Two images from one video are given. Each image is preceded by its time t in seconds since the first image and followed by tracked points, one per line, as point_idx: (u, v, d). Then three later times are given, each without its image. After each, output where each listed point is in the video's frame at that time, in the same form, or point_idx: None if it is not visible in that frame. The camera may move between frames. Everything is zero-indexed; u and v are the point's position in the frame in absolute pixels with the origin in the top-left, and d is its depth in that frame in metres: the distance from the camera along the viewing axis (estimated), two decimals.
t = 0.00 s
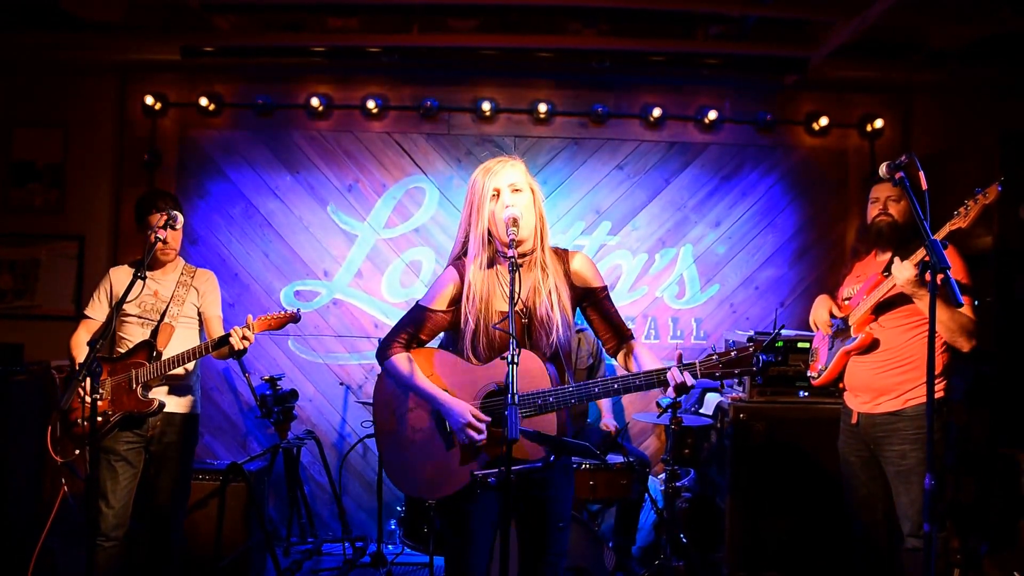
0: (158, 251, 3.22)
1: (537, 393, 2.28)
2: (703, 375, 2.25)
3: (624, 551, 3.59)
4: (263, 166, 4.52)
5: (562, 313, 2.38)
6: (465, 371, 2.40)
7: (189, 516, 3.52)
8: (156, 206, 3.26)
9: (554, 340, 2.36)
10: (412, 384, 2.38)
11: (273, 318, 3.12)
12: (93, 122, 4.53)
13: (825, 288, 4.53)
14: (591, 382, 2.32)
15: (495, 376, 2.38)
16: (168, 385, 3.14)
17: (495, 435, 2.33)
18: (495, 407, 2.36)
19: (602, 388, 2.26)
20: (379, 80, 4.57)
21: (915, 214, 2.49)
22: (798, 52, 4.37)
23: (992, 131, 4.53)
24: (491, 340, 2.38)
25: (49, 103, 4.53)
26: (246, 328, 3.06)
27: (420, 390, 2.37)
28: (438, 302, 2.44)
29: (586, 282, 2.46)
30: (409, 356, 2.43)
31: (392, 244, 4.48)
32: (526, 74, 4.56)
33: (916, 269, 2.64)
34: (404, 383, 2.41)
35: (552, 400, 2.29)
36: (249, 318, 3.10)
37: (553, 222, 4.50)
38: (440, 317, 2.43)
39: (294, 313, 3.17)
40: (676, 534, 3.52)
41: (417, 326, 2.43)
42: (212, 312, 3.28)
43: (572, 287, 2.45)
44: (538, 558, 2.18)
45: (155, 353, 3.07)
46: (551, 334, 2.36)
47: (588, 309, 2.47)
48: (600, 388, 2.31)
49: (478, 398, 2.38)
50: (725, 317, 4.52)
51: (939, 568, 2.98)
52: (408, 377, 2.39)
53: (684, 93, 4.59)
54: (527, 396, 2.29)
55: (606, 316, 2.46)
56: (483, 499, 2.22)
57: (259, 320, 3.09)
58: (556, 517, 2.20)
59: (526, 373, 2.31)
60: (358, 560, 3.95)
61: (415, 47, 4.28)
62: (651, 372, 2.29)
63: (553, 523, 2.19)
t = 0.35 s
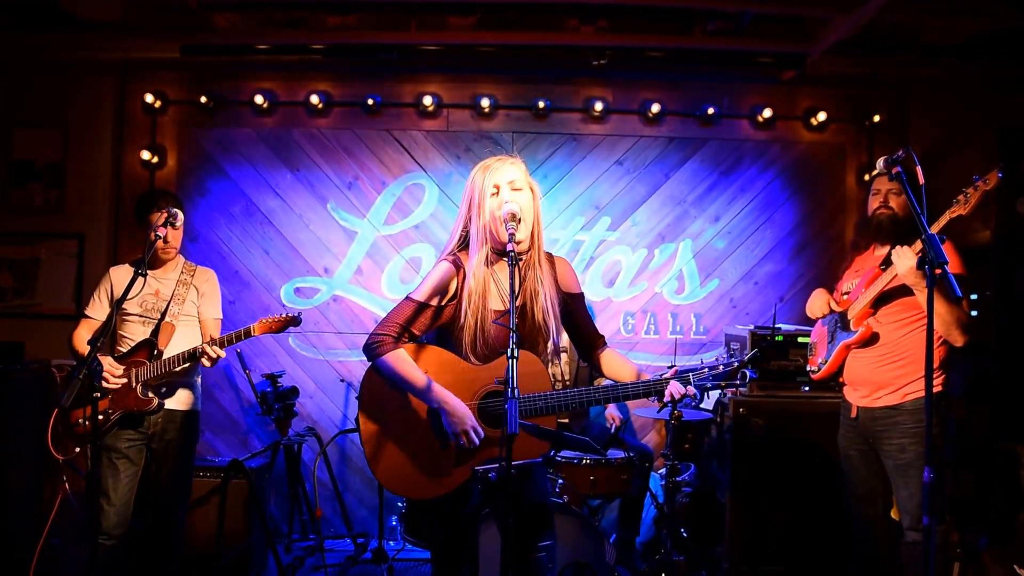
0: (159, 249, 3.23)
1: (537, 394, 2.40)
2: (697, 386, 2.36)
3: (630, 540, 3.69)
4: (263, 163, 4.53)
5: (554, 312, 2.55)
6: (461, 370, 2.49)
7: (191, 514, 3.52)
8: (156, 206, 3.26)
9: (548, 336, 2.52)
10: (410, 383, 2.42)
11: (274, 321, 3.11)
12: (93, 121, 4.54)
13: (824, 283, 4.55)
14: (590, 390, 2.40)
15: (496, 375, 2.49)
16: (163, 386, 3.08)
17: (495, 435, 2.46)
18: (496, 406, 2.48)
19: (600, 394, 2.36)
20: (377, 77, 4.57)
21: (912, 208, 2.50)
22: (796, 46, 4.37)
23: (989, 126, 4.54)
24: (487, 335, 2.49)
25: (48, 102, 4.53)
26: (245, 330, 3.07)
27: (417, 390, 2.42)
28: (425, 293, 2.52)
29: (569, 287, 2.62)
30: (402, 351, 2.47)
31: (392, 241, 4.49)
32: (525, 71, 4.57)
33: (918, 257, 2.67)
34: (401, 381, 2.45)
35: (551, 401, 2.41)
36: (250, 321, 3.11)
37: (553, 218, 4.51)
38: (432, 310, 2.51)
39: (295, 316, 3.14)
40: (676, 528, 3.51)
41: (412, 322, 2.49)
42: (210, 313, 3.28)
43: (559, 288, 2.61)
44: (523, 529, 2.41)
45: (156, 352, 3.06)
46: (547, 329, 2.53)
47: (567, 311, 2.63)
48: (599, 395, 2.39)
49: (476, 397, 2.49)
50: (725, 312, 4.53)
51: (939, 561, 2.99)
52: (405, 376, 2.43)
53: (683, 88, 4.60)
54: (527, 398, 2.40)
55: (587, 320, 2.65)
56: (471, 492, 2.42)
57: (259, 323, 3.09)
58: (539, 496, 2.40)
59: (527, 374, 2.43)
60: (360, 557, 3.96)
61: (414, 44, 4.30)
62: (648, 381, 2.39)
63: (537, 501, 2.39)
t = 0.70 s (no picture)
0: (159, 247, 3.23)
1: (548, 381, 2.35)
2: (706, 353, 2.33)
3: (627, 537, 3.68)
4: (263, 160, 4.53)
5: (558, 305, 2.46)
6: (465, 367, 2.43)
7: (192, 511, 3.53)
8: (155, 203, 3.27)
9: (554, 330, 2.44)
10: (417, 390, 2.32)
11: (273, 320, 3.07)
12: (92, 120, 4.55)
13: (822, 278, 4.56)
14: (603, 366, 2.35)
15: (496, 369, 2.43)
16: (161, 385, 3.10)
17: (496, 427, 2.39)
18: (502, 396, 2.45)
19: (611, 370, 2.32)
20: (376, 74, 4.59)
21: (909, 202, 2.51)
22: (793, 42, 4.38)
23: (986, 121, 4.56)
24: (491, 335, 2.42)
25: (47, 100, 4.54)
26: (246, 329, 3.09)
27: (426, 397, 2.31)
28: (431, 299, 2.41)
29: (565, 276, 2.53)
30: (408, 358, 2.37)
31: (391, 238, 4.50)
32: (522, 68, 4.58)
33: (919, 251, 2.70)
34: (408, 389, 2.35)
35: (562, 387, 2.35)
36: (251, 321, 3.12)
37: (552, 214, 4.52)
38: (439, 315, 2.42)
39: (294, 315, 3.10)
40: (676, 523, 3.51)
41: (417, 326, 2.39)
42: (210, 311, 3.29)
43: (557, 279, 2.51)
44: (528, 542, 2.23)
45: (156, 350, 3.07)
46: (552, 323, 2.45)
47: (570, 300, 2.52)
48: (612, 370, 2.34)
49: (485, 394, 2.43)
50: (725, 307, 4.54)
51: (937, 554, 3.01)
52: (411, 383, 2.33)
53: (681, 84, 4.62)
54: (535, 386, 2.35)
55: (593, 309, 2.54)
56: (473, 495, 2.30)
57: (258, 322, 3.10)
58: (544, 499, 2.25)
59: (533, 363, 2.38)
60: (361, 553, 3.97)
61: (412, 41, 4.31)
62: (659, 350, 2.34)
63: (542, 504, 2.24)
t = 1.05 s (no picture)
0: (160, 245, 3.24)
1: (555, 376, 2.31)
2: (715, 343, 2.27)
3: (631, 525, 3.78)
4: (262, 159, 4.54)
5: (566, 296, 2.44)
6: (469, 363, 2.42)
7: (193, 509, 3.55)
8: (154, 201, 3.27)
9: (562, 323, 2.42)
10: (421, 389, 2.34)
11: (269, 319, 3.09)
12: (92, 119, 4.55)
13: (820, 275, 4.57)
14: (607, 361, 2.34)
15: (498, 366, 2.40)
16: (161, 383, 3.11)
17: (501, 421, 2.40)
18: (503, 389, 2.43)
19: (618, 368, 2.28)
20: (375, 72, 4.59)
21: (908, 197, 2.52)
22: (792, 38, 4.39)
23: (983, 118, 4.58)
24: (496, 332, 2.41)
25: (47, 99, 4.54)
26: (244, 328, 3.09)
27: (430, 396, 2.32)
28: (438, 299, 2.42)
29: (582, 269, 2.55)
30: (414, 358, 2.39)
31: (391, 235, 4.50)
32: (521, 65, 4.58)
33: (915, 247, 2.71)
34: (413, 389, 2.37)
35: (569, 382, 2.32)
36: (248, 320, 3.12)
37: (552, 210, 4.53)
38: (446, 316, 2.41)
39: (292, 314, 3.13)
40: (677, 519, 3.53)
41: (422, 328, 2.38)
42: (210, 309, 3.29)
43: (573, 273, 2.52)
44: (547, 543, 2.24)
45: (155, 349, 3.08)
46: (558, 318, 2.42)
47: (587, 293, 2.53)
48: (614, 364, 2.33)
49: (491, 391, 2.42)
50: (724, 303, 4.55)
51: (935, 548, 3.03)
52: (416, 382, 2.34)
53: (680, 81, 4.62)
54: (542, 382, 2.32)
55: (608, 298, 2.51)
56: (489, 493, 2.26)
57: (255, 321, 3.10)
58: (564, 500, 2.28)
59: (539, 359, 2.33)
60: (362, 550, 3.98)
61: (411, 39, 4.32)
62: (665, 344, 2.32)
63: (562, 506, 2.27)
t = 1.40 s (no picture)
0: (157, 245, 3.23)
1: (553, 372, 2.32)
2: (713, 342, 2.28)
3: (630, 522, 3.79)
4: (262, 157, 4.54)
5: (572, 294, 2.44)
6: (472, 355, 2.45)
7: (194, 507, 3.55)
8: (154, 200, 3.27)
9: (567, 321, 2.42)
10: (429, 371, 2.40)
11: (270, 323, 3.13)
12: (92, 118, 4.55)
13: (819, 272, 4.58)
14: (604, 358, 2.32)
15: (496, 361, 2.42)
16: (162, 382, 3.12)
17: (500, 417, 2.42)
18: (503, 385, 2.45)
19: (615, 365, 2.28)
20: (374, 71, 4.60)
21: (907, 194, 2.52)
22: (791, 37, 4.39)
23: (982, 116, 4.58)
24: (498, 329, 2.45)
25: (47, 98, 4.55)
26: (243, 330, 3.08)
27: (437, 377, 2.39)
28: (447, 292, 2.49)
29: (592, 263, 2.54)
30: (422, 344, 2.45)
31: (391, 233, 4.51)
32: (520, 64, 4.59)
33: (912, 244, 2.71)
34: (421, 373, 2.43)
35: (568, 377, 2.32)
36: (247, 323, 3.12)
37: (551, 209, 4.54)
38: (451, 307, 2.47)
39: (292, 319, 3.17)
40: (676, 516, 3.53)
41: (428, 317, 2.44)
42: (210, 309, 3.29)
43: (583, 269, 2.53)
44: (549, 543, 2.28)
45: (155, 348, 3.07)
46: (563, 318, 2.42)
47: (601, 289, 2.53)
48: (611, 363, 2.31)
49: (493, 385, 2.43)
50: (723, 301, 4.56)
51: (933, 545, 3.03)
52: (424, 366, 2.42)
53: (679, 79, 4.62)
54: (542, 376, 2.33)
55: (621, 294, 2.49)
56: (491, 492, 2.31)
57: (256, 325, 3.11)
58: (567, 500, 2.30)
59: (541, 354, 2.34)
60: (362, 547, 3.99)
61: (410, 37, 4.32)
62: (661, 344, 2.32)
63: (565, 505, 2.29)
